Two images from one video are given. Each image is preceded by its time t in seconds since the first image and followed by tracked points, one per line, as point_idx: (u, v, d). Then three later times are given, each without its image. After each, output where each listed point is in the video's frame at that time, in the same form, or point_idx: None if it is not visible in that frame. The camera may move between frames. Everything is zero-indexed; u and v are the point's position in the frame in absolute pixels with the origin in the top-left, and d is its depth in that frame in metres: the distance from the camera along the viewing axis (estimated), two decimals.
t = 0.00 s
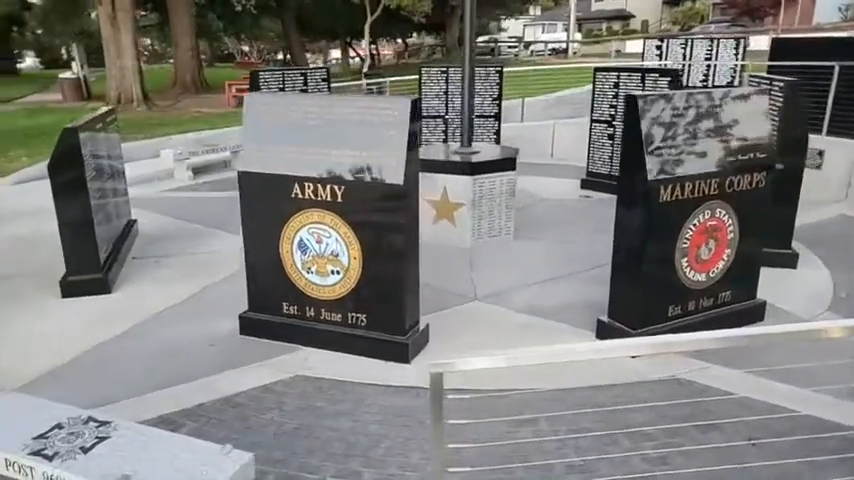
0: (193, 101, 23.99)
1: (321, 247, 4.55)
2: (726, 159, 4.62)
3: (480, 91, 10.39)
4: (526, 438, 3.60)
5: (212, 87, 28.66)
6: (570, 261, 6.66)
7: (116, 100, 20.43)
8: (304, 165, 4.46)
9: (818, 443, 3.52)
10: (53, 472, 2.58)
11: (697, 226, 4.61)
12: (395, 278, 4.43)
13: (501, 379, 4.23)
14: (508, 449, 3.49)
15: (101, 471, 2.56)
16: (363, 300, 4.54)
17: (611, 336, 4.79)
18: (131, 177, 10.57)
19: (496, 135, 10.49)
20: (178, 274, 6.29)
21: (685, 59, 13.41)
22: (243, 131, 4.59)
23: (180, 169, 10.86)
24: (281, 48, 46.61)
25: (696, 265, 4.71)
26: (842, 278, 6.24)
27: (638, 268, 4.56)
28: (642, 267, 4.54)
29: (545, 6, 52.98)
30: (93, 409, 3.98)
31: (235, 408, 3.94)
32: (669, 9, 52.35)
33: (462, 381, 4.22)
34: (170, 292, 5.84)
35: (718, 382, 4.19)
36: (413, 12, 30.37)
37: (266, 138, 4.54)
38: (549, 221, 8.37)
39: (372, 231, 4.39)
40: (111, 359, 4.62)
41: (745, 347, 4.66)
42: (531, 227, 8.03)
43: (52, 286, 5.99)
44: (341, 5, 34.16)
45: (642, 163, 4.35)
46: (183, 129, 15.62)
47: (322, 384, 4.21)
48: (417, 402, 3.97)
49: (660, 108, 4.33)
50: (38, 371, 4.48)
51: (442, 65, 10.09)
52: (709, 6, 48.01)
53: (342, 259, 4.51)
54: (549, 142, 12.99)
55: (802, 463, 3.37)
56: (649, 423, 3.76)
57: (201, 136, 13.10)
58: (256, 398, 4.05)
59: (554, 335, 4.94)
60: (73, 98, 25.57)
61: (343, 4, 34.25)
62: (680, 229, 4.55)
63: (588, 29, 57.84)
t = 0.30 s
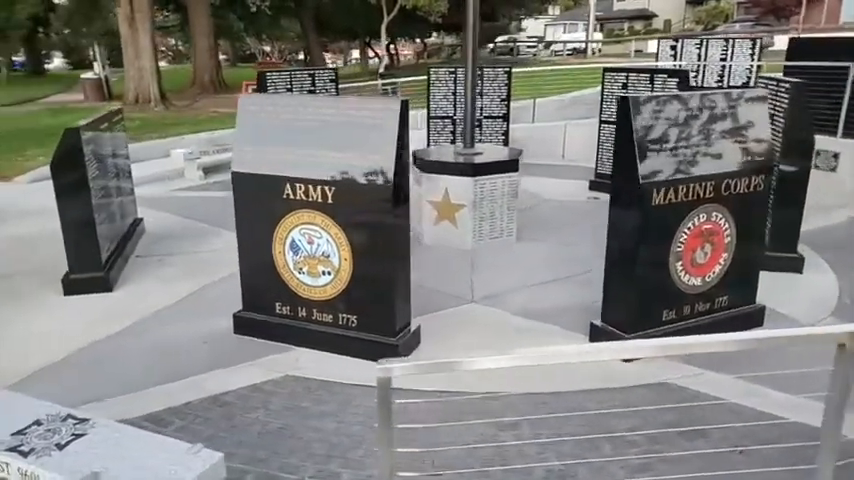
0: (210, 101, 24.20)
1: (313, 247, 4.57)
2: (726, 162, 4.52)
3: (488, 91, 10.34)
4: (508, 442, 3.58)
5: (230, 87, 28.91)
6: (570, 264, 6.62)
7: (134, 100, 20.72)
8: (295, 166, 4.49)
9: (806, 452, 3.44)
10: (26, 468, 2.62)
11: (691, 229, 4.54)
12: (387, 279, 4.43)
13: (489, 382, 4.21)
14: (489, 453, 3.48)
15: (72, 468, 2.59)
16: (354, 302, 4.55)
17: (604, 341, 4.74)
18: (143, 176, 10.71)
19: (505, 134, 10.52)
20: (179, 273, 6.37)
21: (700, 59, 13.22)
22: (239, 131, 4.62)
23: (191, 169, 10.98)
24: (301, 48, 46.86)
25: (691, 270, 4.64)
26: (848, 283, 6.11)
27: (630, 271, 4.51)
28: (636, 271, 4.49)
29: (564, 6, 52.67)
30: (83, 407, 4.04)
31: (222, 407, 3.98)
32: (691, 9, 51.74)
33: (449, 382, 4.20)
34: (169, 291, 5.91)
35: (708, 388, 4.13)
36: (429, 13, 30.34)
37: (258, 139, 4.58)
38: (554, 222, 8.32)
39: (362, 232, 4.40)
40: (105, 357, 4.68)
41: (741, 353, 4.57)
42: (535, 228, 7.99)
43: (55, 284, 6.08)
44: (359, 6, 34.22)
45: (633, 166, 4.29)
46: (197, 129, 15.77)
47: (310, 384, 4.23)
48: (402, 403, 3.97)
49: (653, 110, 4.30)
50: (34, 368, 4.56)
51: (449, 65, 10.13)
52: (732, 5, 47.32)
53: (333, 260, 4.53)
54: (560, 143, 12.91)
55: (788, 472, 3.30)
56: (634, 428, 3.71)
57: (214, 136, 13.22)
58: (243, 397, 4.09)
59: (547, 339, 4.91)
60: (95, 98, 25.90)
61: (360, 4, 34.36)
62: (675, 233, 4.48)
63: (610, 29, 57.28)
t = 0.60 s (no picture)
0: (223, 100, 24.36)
1: (299, 247, 4.57)
2: (718, 162, 4.45)
3: (492, 90, 10.30)
4: (486, 444, 3.55)
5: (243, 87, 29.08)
6: (567, 265, 6.55)
7: (146, 99, 20.90)
8: (282, 166, 4.49)
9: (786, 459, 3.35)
10: None
11: (681, 231, 4.47)
12: (373, 280, 4.42)
13: (473, 384, 4.17)
14: (465, 456, 3.45)
15: (37, 465, 2.61)
16: (340, 302, 4.54)
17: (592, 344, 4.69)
18: (148, 175, 10.79)
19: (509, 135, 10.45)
20: (175, 271, 6.40)
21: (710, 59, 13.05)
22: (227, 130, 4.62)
23: (196, 168, 11.04)
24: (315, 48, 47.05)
25: (682, 272, 4.57)
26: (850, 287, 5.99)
27: (619, 274, 4.45)
28: (625, 273, 4.43)
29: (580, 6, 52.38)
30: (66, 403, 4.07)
31: (204, 405, 3.99)
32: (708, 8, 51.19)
33: (433, 384, 4.18)
34: (163, 289, 5.94)
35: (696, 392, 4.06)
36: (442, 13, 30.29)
37: (245, 138, 4.58)
38: (555, 223, 8.26)
39: (347, 232, 4.39)
40: (93, 354, 4.72)
41: (733, 356, 4.50)
42: (535, 229, 7.93)
43: (52, 281, 6.14)
44: (372, 6, 34.26)
45: (621, 166, 4.23)
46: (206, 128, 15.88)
47: (293, 383, 4.23)
48: (383, 404, 3.95)
49: (642, 110, 4.23)
50: (23, 363, 4.60)
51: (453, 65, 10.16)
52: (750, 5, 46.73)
53: (319, 260, 4.52)
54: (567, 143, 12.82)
55: None
56: (616, 432, 3.66)
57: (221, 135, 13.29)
58: (226, 396, 4.10)
59: (536, 341, 4.87)
60: (109, 98, 26.17)
61: (374, 5, 34.41)
62: (664, 234, 4.42)
63: (626, 29, 56.86)
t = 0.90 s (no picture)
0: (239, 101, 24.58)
1: (292, 249, 4.60)
2: (714, 167, 4.41)
3: (501, 91, 10.21)
4: (468, 449, 3.55)
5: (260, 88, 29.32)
6: (567, 269, 6.52)
7: (163, 99, 21.16)
8: (275, 168, 4.52)
9: (772, 468, 3.29)
10: None
11: (675, 237, 4.43)
12: (365, 282, 4.44)
13: (461, 388, 4.17)
14: (447, 461, 3.45)
15: (16, 463, 2.67)
16: (332, 304, 4.57)
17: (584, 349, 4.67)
18: (160, 175, 10.93)
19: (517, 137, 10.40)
20: (177, 271, 6.48)
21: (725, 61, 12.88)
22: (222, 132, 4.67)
23: (207, 168, 11.16)
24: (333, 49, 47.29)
25: (676, 279, 4.53)
26: None
27: (611, 279, 4.43)
28: (617, 279, 4.40)
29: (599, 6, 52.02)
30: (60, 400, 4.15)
31: (194, 405, 4.04)
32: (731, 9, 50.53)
33: (421, 387, 4.19)
34: (164, 289, 6.02)
35: (686, 400, 4.02)
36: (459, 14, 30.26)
37: (239, 141, 4.62)
38: (560, 226, 8.22)
39: (339, 234, 4.41)
40: (91, 352, 4.80)
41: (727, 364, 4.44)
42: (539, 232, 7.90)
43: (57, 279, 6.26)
44: (390, 6, 34.32)
45: (612, 171, 4.20)
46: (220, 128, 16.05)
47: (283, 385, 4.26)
48: (370, 407, 3.97)
49: (637, 115, 4.20)
50: (22, 360, 4.70)
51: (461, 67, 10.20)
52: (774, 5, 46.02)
53: (311, 262, 4.55)
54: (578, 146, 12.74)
55: None
56: (601, 440, 3.64)
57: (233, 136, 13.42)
58: (217, 396, 4.14)
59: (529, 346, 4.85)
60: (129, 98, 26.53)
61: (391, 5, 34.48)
62: (657, 240, 4.38)
63: (646, 30, 56.33)
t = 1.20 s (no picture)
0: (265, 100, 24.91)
1: (295, 245, 4.68)
2: (717, 168, 4.35)
3: (517, 91, 10.24)
4: (458, 444, 3.58)
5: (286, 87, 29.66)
6: (575, 269, 6.49)
7: (191, 98, 21.55)
8: (279, 166, 4.61)
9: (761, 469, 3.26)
10: None
11: (676, 238, 4.40)
12: (364, 279, 4.49)
13: (456, 385, 4.20)
14: (435, 455, 3.49)
15: (12, 447, 2.80)
16: (333, 300, 4.64)
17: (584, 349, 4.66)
18: (181, 172, 11.15)
19: (534, 136, 10.39)
20: (191, 266, 6.62)
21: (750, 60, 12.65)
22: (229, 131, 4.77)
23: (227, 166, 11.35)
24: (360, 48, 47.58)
25: (677, 280, 4.50)
26: None
27: (610, 280, 4.42)
28: (615, 280, 4.39)
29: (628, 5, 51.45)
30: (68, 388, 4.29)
31: (195, 395, 4.14)
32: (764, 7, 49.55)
33: (417, 383, 4.23)
34: (177, 283, 6.16)
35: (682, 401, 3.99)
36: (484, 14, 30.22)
37: (245, 139, 4.71)
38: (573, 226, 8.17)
39: (339, 231, 4.47)
40: (102, 342, 4.95)
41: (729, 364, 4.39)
42: (551, 232, 7.88)
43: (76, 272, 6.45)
44: (416, 6, 34.42)
45: (611, 171, 4.19)
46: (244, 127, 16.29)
47: (283, 378, 4.34)
48: (365, 400, 4.02)
49: (635, 116, 4.18)
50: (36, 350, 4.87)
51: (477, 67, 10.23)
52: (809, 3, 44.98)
53: (313, 258, 4.62)
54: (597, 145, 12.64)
55: None
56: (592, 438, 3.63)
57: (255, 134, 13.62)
58: (217, 387, 4.24)
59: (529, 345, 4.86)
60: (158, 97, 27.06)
61: (417, 5, 34.58)
62: (657, 241, 4.36)
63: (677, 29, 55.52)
